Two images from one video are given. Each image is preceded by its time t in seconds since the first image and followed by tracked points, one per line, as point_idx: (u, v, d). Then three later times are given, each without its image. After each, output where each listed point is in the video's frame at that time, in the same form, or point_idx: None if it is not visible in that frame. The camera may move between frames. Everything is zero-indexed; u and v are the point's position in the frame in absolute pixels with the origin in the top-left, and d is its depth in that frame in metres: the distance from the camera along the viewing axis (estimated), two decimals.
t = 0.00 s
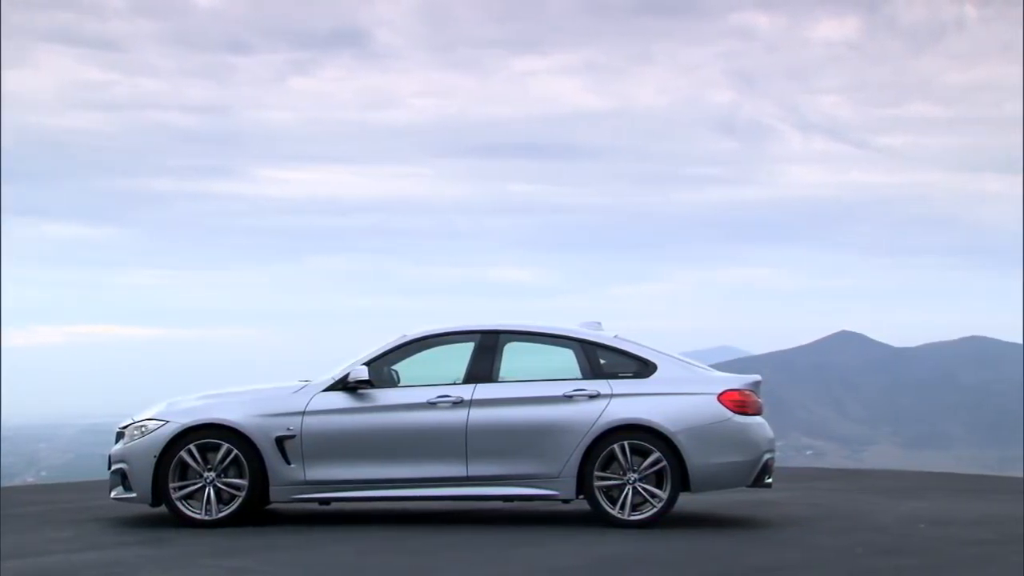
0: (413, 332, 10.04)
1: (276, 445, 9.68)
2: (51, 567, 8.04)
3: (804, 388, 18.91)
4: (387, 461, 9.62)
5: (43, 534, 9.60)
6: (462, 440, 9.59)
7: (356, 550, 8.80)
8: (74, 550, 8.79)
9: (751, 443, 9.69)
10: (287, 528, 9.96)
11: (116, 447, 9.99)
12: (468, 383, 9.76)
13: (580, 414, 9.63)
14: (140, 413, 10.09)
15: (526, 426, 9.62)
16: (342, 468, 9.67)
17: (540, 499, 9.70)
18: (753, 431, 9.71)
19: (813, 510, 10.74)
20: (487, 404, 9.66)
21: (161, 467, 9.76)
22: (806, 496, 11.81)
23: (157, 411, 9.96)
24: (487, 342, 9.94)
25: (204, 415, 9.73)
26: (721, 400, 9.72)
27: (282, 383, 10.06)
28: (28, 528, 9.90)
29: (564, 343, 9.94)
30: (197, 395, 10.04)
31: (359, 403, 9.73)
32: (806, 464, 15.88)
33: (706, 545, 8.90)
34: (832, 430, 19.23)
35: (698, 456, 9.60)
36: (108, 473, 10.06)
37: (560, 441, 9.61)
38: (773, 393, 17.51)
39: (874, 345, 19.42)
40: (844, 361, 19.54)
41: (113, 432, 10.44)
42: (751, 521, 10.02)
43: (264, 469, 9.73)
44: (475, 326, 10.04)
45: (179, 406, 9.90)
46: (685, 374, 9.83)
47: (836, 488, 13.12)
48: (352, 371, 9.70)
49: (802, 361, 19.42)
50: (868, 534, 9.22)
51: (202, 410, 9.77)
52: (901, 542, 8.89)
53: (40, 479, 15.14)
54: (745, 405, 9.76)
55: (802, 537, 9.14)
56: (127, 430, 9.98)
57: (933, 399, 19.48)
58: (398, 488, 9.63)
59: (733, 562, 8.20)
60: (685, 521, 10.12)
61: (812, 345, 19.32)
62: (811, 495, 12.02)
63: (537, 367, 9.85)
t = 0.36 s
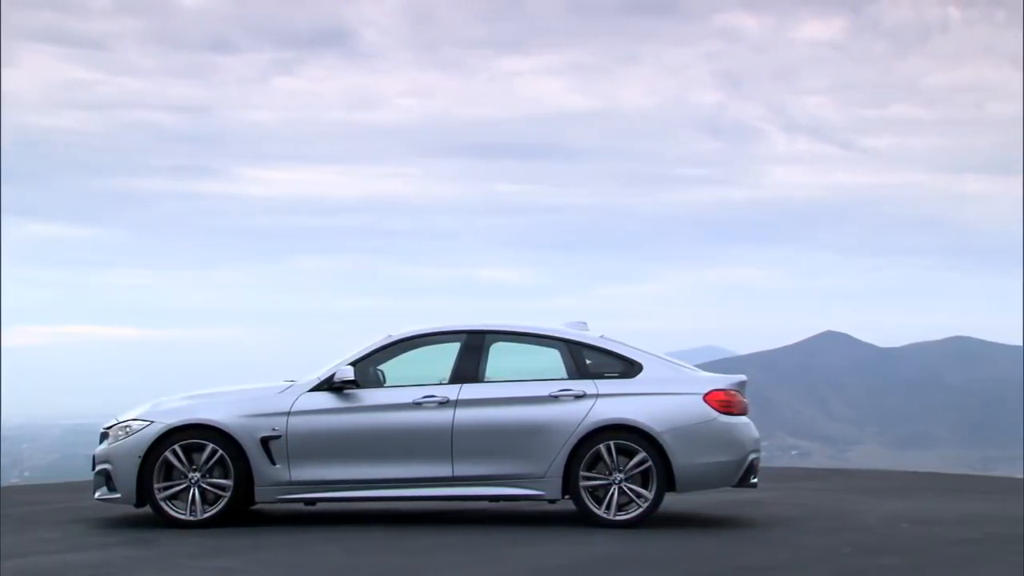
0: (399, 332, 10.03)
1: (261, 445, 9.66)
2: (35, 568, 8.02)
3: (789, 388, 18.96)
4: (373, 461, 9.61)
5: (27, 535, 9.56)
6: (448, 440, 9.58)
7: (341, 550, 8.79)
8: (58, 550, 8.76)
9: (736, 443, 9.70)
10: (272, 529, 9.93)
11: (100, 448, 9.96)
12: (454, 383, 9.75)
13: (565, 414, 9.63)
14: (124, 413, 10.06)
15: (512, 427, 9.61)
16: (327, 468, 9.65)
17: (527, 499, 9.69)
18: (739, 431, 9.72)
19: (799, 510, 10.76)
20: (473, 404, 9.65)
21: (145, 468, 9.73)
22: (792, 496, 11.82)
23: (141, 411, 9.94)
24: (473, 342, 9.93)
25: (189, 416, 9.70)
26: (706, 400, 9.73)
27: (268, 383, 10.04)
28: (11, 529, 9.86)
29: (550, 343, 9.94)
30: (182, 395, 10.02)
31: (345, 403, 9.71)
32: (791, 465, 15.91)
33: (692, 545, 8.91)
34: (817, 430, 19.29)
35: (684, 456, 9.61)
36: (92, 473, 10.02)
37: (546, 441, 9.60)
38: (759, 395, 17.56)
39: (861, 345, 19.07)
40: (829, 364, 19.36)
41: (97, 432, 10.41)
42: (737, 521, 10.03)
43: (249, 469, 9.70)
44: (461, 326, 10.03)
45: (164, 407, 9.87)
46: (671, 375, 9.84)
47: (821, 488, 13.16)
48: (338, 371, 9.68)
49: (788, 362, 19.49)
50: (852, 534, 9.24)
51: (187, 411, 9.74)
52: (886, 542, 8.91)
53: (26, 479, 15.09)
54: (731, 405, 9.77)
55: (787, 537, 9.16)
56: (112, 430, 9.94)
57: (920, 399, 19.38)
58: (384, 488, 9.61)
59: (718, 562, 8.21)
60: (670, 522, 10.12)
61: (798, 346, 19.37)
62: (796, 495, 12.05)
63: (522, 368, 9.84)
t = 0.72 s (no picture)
0: (387, 332, 10.02)
1: (249, 446, 9.64)
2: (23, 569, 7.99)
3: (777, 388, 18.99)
4: (362, 461, 9.59)
5: (14, 535, 9.53)
6: (437, 440, 9.57)
7: (330, 551, 8.78)
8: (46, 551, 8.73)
9: (724, 443, 9.71)
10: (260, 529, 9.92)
11: (88, 448, 9.93)
12: (443, 383, 9.74)
13: (554, 414, 9.63)
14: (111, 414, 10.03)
15: (501, 427, 9.61)
16: (316, 468, 9.63)
17: (515, 499, 9.69)
18: (727, 431, 9.73)
19: (787, 509, 10.77)
20: (462, 404, 9.64)
21: (133, 468, 9.71)
22: (780, 496, 11.81)
23: (129, 411, 9.92)
24: (462, 342, 9.92)
25: (177, 416, 9.68)
26: (695, 400, 9.74)
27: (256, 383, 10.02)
28: None
29: (538, 343, 9.94)
30: (170, 395, 10.00)
31: (334, 403, 9.70)
32: (779, 465, 15.93)
33: (680, 544, 8.92)
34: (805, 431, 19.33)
35: (672, 456, 9.62)
36: (79, 474, 9.99)
37: (535, 441, 9.60)
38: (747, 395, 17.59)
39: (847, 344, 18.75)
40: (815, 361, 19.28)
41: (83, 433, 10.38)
42: (725, 521, 10.04)
43: (238, 470, 9.68)
44: (449, 326, 10.03)
45: (152, 407, 9.85)
46: (660, 375, 9.85)
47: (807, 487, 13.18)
48: (327, 371, 9.67)
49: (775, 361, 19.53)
50: (840, 534, 9.25)
51: (175, 411, 9.72)
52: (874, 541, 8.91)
53: (14, 479, 15.05)
54: (719, 405, 9.78)
55: (776, 537, 9.17)
56: (99, 430, 9.92)
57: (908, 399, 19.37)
58: (373, 488, 9.60)
59: (707, 561, 8.22)
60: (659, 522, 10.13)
61: (786, 345, 19.40)
62: (784, 494, 12.06)
63: (511, 368, 9.84)
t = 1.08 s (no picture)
0: (378, 332, 10.02)
1: (240, 446, 9.63)
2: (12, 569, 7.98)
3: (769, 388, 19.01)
4: (352, 461, 9.59)
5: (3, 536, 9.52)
6: (428, 440, 9.57)
7: (320, 551, 8.77)
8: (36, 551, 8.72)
9: (715, 443, 9.72)
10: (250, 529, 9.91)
11: (78, 448, 9.92)
12: (433, 383, 9.74)
13: (545, 414, 9.62)
14: (101, 413, 10.02)
15: (492, 427, 9.60)
16: (306, 468, 9.62)
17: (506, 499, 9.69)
18: (718, 431, 9.74)
19: (777, 509, 10.78)
20: (453, 404, 9.64)
21: (123, 468, 9.70)
22: (771, 495, 11.81)
23: (120, 411, 9.91)
24: (452, 342, 9.92)
25: (167, 416, 9.67)
26: (685, 399, 9.74)
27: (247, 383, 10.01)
28: None
29: (529, 343, 9.94)
30: (161, 396, 9.99)
31: (324, 404, 9.69)
32: (771, 465, 15.94)
33: (670, 544, 8.93)
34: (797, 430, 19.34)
35: (663, 456, 9.62)
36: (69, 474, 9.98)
37: (526, 441, 9.60)
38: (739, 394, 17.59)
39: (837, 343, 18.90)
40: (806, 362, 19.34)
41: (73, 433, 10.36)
42: (716, 521, 10.05)
43: (228, 470, 9.68)
44: (440, 326, 10.03)
45: (142, 407, 9.84)
46: (650, 375, 9.85)
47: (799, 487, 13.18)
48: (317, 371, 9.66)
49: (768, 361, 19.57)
50: (830, 534, 9.26)
51: (165, 411, 9.70)
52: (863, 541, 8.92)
53: (6, 480, 15.03)
54: (710, 404, 9.78)
55: (766, 537, 9.18)
56: (89, 430, 9.90)
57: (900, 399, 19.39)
58: (364, 488, 9.60)
59: (697, 561, 8.23)
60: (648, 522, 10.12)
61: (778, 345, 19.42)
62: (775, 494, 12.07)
63: (502, 368, 9.83)
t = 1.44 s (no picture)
0: (372, 332, 10.00)
1: (233, 446, 9.61)
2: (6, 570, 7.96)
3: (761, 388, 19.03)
4: (346, 462, 9.58)
5: None
6: (422, 440, 9.56)
7: (314, 551, 8.76)
8: (29, 552, 8.70)
9: (709, 443, 9.72)
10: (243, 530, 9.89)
11: (71, 448, 9.89)
12: (427, 383, 9.73)
13: (539, 414, 9.62)
14: (95, 414, 9.99)
15: (486, 427, 9.59)
16: (300, 468, 9.61)
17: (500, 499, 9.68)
18: (712, 431, 9.74)
19: (770, 509, 10.79)
20: (447, 404, 9.63)
21: (117, 468, 9.67)
22: (763, 495, 11.81)
23: (113, 411, 9.88)
24: (447, 342, 9.91)
25: (161, 416, 9.65)
26: (679, 399, 9.75)
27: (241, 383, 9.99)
28: None
29: (524, 343, 9.93)
30: (154, 396, 9.96)
31: (318, 404, 9.68)
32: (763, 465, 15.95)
33: (664, 544, 8.93)
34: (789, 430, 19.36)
35: (656, 456, 9.62)
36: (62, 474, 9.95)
37: (520, 441, 9.59)
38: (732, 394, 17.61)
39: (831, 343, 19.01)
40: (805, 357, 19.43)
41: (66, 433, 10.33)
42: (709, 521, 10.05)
43: (222, 470, 9.66)
44: (434, 326, 10.01)
45: (135, 407, 9.81)
46: (644, 374, 9.85)
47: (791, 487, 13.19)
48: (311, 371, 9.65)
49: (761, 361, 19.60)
50: (824, 534, 9.27)
51: (159, 412, 9.68)
52: (857, 541, 8.94)
53: None
54: (704, 404, 9.78)
55: (759, 537, 9.18)
56: (82, 431, 9.88)
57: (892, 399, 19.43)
58: (357, 488, 9.58)
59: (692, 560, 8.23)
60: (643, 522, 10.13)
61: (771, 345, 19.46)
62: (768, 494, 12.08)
63: (496, 368, 9.83)
